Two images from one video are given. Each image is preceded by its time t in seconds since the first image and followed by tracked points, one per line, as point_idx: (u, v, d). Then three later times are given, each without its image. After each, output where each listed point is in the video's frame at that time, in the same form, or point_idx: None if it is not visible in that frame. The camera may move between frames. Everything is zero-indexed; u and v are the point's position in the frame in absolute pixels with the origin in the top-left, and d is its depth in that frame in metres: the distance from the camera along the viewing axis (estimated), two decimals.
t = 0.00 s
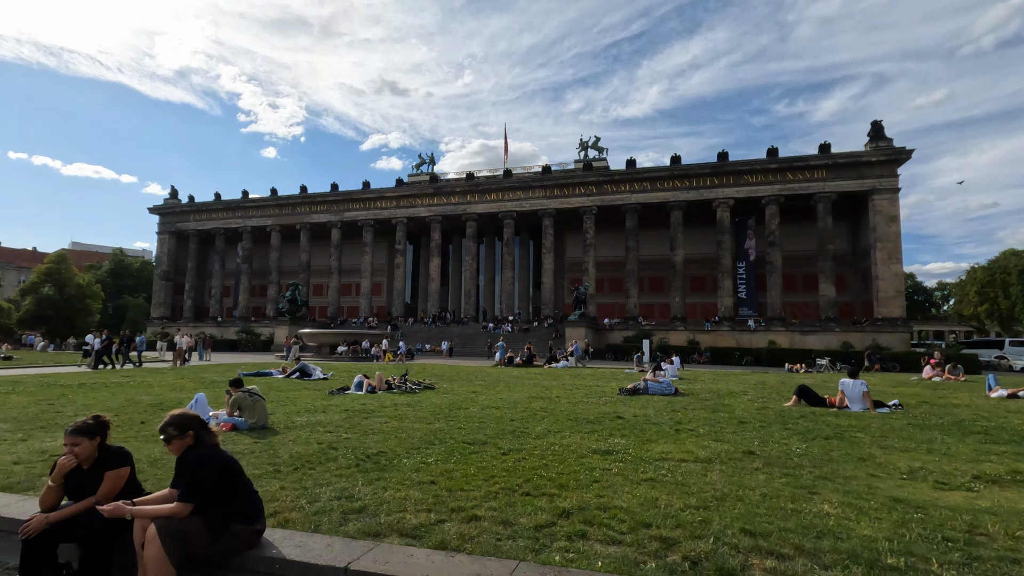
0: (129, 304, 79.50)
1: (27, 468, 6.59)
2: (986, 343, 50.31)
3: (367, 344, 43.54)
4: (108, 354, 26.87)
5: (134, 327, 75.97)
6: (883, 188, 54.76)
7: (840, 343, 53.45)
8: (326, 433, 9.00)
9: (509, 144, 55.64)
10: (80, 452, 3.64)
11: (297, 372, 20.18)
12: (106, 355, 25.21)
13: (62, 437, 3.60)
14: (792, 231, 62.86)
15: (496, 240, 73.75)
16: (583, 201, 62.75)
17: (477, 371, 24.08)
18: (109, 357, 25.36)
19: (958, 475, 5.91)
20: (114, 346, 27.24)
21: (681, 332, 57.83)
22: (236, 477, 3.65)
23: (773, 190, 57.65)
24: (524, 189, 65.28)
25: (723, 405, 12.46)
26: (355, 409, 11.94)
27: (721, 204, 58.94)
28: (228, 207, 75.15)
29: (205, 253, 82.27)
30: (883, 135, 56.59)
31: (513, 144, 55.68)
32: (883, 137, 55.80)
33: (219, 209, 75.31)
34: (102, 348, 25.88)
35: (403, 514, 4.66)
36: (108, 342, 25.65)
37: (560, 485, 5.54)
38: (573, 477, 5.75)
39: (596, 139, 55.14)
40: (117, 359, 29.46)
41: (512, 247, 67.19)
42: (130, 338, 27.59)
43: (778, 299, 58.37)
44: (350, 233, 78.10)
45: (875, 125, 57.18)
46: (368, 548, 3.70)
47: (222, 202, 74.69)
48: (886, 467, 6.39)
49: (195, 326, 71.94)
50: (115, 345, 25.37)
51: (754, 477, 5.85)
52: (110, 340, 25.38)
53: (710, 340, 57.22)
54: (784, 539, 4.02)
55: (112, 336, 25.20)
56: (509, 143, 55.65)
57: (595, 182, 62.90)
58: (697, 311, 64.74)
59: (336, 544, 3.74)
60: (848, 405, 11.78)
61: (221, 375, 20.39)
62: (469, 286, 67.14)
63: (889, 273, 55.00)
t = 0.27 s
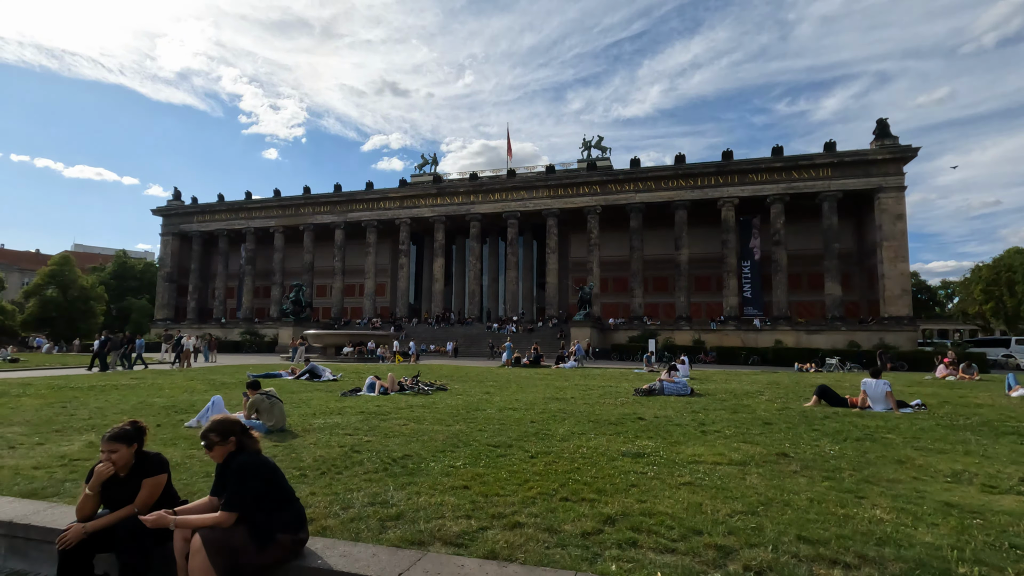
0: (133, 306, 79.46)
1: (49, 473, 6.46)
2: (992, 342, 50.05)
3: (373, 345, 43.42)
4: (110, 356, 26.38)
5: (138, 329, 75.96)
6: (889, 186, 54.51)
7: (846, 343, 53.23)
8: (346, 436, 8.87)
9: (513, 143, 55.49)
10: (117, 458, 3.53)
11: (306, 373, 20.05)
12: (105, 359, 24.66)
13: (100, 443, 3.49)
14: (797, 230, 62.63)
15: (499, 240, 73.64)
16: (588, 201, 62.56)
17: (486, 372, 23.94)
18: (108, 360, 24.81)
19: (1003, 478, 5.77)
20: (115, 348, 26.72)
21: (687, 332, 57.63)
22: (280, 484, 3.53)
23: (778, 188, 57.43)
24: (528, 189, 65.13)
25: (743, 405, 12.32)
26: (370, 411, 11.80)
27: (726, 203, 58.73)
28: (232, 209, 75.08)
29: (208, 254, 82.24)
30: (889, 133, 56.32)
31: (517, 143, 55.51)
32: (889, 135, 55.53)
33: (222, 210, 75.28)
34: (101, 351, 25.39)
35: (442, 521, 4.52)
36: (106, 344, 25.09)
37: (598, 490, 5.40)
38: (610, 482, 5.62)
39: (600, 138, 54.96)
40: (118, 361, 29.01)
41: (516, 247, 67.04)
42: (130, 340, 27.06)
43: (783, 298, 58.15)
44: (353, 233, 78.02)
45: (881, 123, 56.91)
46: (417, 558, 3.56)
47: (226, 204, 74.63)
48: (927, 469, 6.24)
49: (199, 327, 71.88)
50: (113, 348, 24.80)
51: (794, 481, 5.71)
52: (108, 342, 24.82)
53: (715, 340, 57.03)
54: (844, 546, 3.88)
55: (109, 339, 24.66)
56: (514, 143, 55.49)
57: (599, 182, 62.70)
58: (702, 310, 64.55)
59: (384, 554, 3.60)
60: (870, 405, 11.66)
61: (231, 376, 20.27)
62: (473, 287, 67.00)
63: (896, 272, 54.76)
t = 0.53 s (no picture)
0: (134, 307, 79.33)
1: (68, 476, 6.36)
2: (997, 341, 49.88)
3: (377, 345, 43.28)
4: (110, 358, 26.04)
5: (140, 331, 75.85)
6: (893, 186, 54.38)
7: (850, 343, 53.06)
8: (364, 438, 8.74)
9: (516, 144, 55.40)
10: (152, 462, 3.42)
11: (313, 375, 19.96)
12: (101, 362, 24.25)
13: (136, 446, 3.39)
14: (801, 230, 62.49)
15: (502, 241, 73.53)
16: (591, 201, 62.43)
17: (494, 372, 23.83)
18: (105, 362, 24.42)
19: None
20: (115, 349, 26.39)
21: (691, 332, 57.49)
22: (320, 488, 3.39)
23: (782, 188, 57.29)
24: (530, 190, 65.02)
25: (758, 405, 12.21)
26: (385, 412, 11.68)
27: (729, 203, 58.60)
28: (233, 210, 74.94)
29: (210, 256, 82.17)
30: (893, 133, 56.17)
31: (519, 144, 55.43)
32: (893, 134, 55.39)
33: (224, 211, 75.17)
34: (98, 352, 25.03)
35: (480, 526, 4.40)
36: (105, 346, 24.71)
37: (632, 492, 5.30)
38: (643, 484, 5.50)
39: (603, 138, 54.84)
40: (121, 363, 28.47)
41: (518, 248, 66.91)
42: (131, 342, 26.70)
43: (787, 298, 57.98)
44: (355, 234, 77.92)
45: (884, 122, 56.78)
46: (464, 565, 3.44)
47: (228, 205, 74.51)
48: (964, 470, 6.12)
49: (200, 329, 71.72)
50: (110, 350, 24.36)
51: (830, 482, 5.60)
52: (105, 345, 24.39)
53: (719, 340, 56.88)
54: (899, 550, 3.77)
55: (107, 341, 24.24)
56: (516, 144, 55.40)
57: (602, 182, 62.58)
58: (705, 311, 64.40)
59: (429, 560, 3.48)
60: (889, 405, 11.55)
61: (238, 378, 20.15)
62: (476, 287, 66.88)
63: (900, 271, 54.60)
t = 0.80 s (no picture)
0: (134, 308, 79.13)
1: (81, 480, 6.25)
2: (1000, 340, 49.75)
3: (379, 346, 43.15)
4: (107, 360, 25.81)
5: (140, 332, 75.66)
6: (895, 185, 54.31)
7: (853, 342, 52.94)
8: (377, 440, 8.63)
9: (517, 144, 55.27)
10: (181, 468, 3.33)
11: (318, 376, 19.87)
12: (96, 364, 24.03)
13: (163, 453, 3.29)
14: (802, 230, 62.41)
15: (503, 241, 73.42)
16: (592, 201, 62.34)
17: (500, 373, 23.71)
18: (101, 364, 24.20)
19: None
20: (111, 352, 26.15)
21: (693, 332, 57.37)
22: (353, 496, 3.28)
23: (783, 188, 57.20)
24: (531, 190, 64.91)
25: (771, 407, 12.10)
26: (395, 414, 11.57)
27: (730, 202, 58.50)
28: (234, 211, 74.78)
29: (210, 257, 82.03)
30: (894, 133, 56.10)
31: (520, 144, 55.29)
32: (895, 134, 55.33)
33: (224, 212, 74.99)
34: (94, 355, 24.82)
35: (510, 533, 4.29)
36: (100, 348, 24.49)
37: (660, 497, 5.19)
38: (670, 489, 5.39)
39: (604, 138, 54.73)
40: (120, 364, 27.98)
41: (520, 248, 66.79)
42: (127, 344, 26.47)
43: (789, 297, 57.87)
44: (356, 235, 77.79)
45: (886, 122, 56.68)
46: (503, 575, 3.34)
47: (228, 206, 74.35)
48: (994, 473, 6.02)
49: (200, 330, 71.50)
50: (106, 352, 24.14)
51: (860, 486, 5.50)
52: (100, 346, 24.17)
53: (721, 340, 56.76)
54: (947, 559, 3.67)
55: (102, 342, 24.04)
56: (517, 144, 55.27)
57: (603, 182, 62.44)
58: (706, 311, 64.30)
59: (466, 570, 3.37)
60: (904, 406, 11.45)
61: (243, 379, 20.02)
62: (477, 288, 66.75)
63: (902, 271, 54.51)
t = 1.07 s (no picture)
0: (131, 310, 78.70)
1: (92, 486, 6.10)
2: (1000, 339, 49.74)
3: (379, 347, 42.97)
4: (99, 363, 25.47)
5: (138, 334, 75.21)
6: (894, 185, 54.37)
7: (853, 342, 52.90)
8: (390, 444, 8.49)
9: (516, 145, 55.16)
10: (212, 475, 3.19)
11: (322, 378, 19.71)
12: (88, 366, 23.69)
13: (193, 459, 3.15)
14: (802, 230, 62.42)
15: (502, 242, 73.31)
16: (591, 202, 62.25)
17: (505, 374, 23.58)
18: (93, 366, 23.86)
19: None
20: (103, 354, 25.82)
21: (693, 333, 57.28)
22: (392, 504, 3.13)
23: (783, 188, 57.17)
24: (531, 191, 64.82)
25: (783, 408, 12.00)
26: (404, 416, 11.44)
27: (730, 203, 58.47)
28: (232, 212, 74.49)
29: (208, 258, 81.73)
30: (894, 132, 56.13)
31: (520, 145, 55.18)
32: (894, 134, 55.36)
33: (222, 213, 74.69)
34: (85, 358, 24.51)
35: (544, 539, 4.15)
36: (92, 351, 24.17)
37: (692, 501, 5.08)
38: (702, 493, 5.26)
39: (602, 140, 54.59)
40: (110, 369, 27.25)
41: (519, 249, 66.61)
42: (119, 347, 26.17)
43: (790, 298, 57.81)
44: (355, 236, 77.58)
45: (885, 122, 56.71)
46: None
47: (226, 207, 74.06)
48: None
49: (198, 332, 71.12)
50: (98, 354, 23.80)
51: (895, 489, 5.38)
52: (92, 348, 23.84)
53: (721, 341, 56.66)
54: (1003, 566, 3.57)
55: (94, 344, 23.72)
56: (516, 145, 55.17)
57: (603, 182, 62.32)
58: (706, 311, 64.29)
59: None
60: (918, 406, 11.34)
61: (245, 381, 19.82)
62: (477, 289, 66.58)
63: (902, 271, 54.53)
